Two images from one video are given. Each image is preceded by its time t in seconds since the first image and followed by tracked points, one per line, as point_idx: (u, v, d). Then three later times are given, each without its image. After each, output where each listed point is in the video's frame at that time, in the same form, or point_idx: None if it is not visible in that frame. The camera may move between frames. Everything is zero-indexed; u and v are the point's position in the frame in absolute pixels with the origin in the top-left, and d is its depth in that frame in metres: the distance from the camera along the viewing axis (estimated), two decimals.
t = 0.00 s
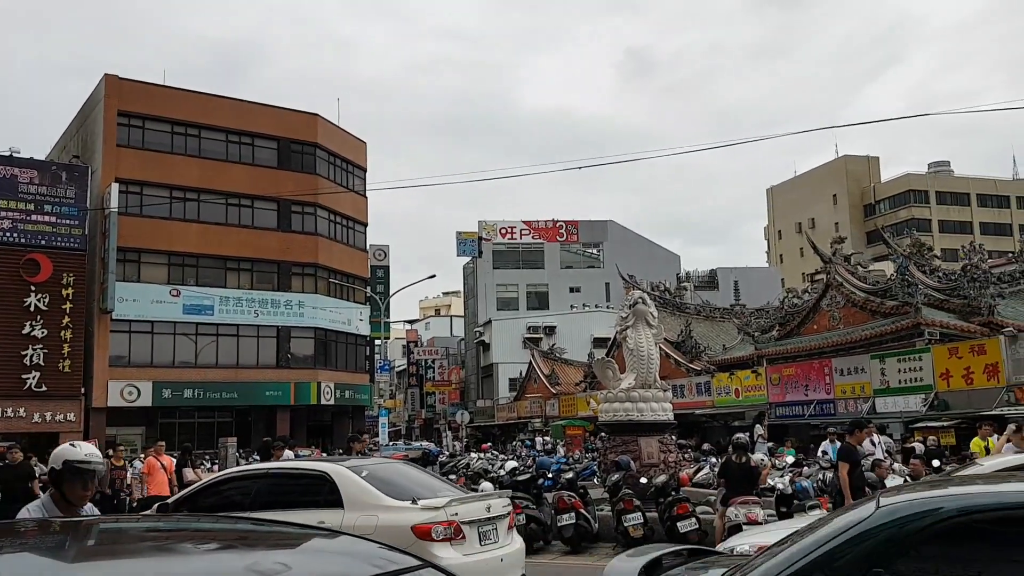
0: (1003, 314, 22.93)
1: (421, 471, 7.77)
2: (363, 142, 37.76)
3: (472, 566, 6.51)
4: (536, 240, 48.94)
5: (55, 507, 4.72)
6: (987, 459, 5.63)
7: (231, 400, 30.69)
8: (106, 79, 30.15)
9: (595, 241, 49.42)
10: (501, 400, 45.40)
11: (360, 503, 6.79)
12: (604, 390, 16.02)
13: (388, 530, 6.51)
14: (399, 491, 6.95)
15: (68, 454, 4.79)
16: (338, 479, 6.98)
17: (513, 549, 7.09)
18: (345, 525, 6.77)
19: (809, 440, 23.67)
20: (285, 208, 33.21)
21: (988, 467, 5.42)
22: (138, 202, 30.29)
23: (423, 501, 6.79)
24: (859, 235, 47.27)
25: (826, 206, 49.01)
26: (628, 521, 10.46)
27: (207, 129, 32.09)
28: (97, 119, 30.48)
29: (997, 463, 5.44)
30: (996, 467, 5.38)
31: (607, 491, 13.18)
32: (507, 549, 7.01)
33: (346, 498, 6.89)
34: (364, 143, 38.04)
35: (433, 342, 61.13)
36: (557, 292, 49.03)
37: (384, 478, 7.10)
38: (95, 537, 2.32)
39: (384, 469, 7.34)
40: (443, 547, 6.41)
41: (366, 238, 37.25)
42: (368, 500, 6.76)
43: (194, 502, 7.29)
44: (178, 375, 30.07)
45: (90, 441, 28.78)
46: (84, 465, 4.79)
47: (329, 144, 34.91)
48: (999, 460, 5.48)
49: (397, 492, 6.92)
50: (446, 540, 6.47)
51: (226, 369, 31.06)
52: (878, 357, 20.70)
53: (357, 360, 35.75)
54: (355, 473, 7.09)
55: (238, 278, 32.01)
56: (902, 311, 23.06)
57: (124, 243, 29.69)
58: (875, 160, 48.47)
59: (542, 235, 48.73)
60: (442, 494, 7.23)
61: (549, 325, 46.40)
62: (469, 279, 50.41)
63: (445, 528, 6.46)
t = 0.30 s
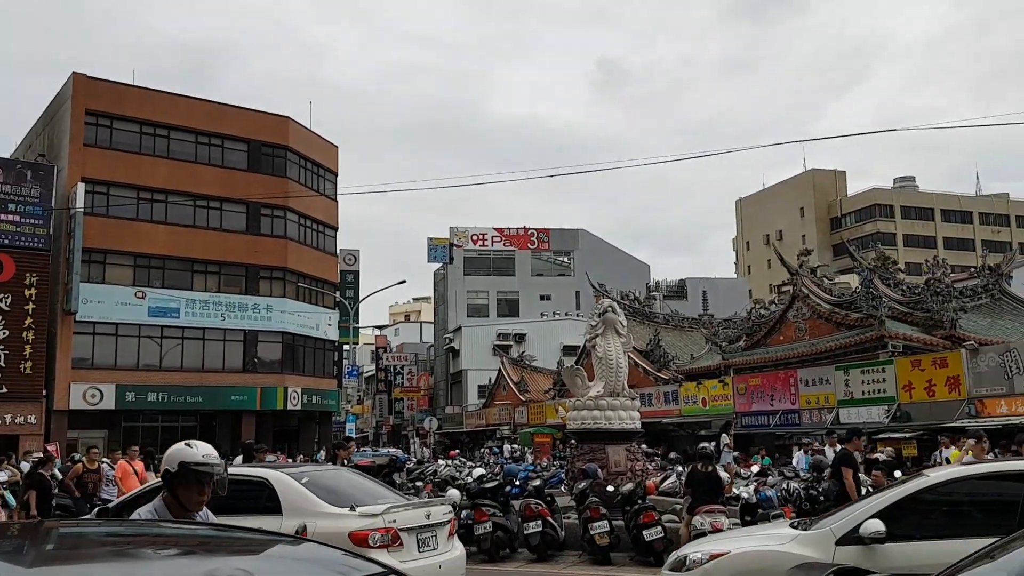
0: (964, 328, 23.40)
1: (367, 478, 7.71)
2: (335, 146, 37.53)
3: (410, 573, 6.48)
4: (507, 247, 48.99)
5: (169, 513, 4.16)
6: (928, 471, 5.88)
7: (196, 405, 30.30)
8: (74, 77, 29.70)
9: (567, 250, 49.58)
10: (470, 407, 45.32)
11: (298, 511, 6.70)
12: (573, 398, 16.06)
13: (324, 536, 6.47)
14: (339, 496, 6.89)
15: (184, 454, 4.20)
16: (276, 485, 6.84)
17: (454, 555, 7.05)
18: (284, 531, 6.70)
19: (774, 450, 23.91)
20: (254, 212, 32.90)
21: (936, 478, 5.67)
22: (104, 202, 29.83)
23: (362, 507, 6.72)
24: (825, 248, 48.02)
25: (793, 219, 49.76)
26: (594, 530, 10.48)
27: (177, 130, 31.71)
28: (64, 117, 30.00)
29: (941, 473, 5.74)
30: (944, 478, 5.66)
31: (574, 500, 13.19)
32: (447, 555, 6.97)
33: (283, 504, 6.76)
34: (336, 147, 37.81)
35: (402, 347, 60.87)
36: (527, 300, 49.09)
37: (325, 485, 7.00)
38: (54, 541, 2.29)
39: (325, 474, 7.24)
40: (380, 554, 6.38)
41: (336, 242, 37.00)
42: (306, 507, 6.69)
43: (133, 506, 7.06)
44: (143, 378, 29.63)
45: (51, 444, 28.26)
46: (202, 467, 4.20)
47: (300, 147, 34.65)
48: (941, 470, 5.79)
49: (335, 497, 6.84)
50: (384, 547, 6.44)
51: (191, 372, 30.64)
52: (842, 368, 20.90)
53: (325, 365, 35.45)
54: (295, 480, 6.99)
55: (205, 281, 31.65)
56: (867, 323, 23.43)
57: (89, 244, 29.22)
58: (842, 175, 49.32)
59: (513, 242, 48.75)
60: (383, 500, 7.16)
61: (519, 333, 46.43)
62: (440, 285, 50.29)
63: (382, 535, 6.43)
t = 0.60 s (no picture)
0: (935, 342, 23.74)
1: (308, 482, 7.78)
2: (314, 148, 37.34)
3: None
4: (486, 253, 48.82)
5: (311, 519, 3.58)
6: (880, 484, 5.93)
7: (167, 406, 29.99)
8: (52, 73, 29.34)
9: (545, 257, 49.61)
10: (445, 413, 45.24)
11: (233, 515, 6.75)
12: (548, 405, 16.07)
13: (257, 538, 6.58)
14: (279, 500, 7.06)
15: (327, 456, 3.60)
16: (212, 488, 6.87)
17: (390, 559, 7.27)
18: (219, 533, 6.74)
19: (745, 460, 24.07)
20: (231, 213, 32.65)
21: (887, 490, 5.73)
22: (79, 200, 29.46)
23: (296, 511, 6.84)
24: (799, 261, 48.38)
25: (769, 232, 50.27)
26: (567, 537, 10.50)
27: (154, 128, 31.42)
28: (40, 113, 29.62)
29: (891, 486, 5.79)
30: (891, 491, 5.72)
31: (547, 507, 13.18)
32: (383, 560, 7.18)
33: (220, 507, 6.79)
34: (315, 149, 37.67)
35: (377, 352, 60.63)
36: (504, 306, 49.08)
37: (263, 490, 7.07)
38: (19, 541, 2.27)
39: (263, 477, 7.33)
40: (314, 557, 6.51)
41: (313, 245, 36.80)
42: (242, 511, 6.74)
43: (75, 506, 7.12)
44: (114, 379, 29.28)
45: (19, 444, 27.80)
46: (347, 470, 3.60)
47: (279, 149, 34.43)
48: (893, 484, 5.83)
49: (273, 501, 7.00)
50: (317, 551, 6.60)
51: (164, 373, 30.32)
52: (815, 380, 21.11)
53: (300, 368, 35.22)
54: (233, 484, 7.03)
55: (179, 281, 31.36)
56: (839, 336, 23.70)
57: (63, 241, 28.84)
58: (818, 189, 49.95)
59: (492, 248, 48.58)
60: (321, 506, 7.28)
61: (496, 339, 46.42)
62: (417, 290, 50.14)
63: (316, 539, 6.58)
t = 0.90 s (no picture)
0: (918, 350, 23.93)
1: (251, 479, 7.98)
2: (303, 146, 37.23)
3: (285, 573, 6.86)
4: (474, 255, 48.79)
5: (495, 529, 3.19)
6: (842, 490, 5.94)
7: (152, 403, 29.81)
8: (40, 67, 29.18)
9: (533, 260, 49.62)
10: (431, 414, 45.19)
11: (176, 512, 6.73)
12: (534, 408, 16.08)
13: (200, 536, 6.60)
14: (223, 497, 7.17)
15: (515, 457, 3.25)
16: (158, 484, 6.90)
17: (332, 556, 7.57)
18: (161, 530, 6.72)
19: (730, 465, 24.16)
20: (219, 210, 32.51)
21: (846, 495, 5.77)
22: (65, 194, 29.25)
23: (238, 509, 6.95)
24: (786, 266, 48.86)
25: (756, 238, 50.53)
26: (552, 539, 10.50)
27: (142, 124, 31.26)
28: (27, 107, 29.41)
29: (852, 492, 5.81)
30: (849, 498, 5.75)
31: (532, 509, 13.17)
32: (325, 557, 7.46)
33: (162, 502, 6.82)
34: (305, 148, 37.59)
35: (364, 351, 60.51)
36: (492, 308, 49.07)
37: (206, 487, 7.13)
38: None
39: (207, 476, 7.36)
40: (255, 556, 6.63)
41: (301, 243, 36.70)
42: (184, 507, 6.76)
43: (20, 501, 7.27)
44: (99, 375, 29.09)
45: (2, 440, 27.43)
46: (536, 474, 3.24)
47: (268, 146, 34.31)
48: (855, 489, 5.83)
49: (216, 498, 7.11)
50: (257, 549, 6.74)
51: (148, 370, 30.13)
52: (799, 387, 21.21)
53: (286, 367, 35.08)
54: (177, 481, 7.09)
55: (165, 278, 31.20)
56: (824, 342, 23.86)
57: (49, 236, 28.64)
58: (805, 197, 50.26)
59: (481, 250, 48.52)
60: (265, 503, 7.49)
61: (483, 341, 46.40)
62: (405, 290, 50.04)
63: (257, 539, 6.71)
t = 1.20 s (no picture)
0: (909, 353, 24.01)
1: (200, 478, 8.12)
2: (296, 146, 37.14)
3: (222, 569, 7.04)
4: (467, 256, 48.77)
5: (737, 546, 2.69)
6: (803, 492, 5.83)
7: (142, 403, 29.70)
8: (32, 65, 29.07)
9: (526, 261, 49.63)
10: (422, 415, 45.17)
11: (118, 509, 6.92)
12: (526, 409, 16.08)
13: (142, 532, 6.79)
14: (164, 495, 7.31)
15: (759, 465, 2.75)
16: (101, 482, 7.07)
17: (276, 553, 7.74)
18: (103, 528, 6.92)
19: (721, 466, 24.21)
20: (211, 209, 32.43)
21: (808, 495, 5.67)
22: (57, 193, 29.14)
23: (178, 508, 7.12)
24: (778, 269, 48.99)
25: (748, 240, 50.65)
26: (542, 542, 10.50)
27: (135, 123, 31.16)
28: (19, 105, 29.31)
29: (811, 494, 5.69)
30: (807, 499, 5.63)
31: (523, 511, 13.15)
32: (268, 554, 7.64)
33: (105, 501, 6.99)
34: (298, 148, 37.52)
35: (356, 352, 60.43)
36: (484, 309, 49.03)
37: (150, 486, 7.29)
38: None
39: (153, 474, 7.52)
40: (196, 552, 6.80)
41: (293, 243, 36.62)
42: (125, 505, 6.94)
43: None
44: (89, 374, 28.98)
45: None
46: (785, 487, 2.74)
47: (261, 146, 34.22)
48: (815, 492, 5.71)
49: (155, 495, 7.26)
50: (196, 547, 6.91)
51: (139, 370, 30.02)
52: (791, 390, 21.25)
53: (277, 367, 35.00)
54: (122, 479, 7.24)
55: (157, 277, 31.11)
56: (815, 345, 23.95)
57: (40, 234, 28.53)
58: (797, 200, 50.39)
59: (474, 251, 48.49)
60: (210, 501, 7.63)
61: (475, 342, 46.39)
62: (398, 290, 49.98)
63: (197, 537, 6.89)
